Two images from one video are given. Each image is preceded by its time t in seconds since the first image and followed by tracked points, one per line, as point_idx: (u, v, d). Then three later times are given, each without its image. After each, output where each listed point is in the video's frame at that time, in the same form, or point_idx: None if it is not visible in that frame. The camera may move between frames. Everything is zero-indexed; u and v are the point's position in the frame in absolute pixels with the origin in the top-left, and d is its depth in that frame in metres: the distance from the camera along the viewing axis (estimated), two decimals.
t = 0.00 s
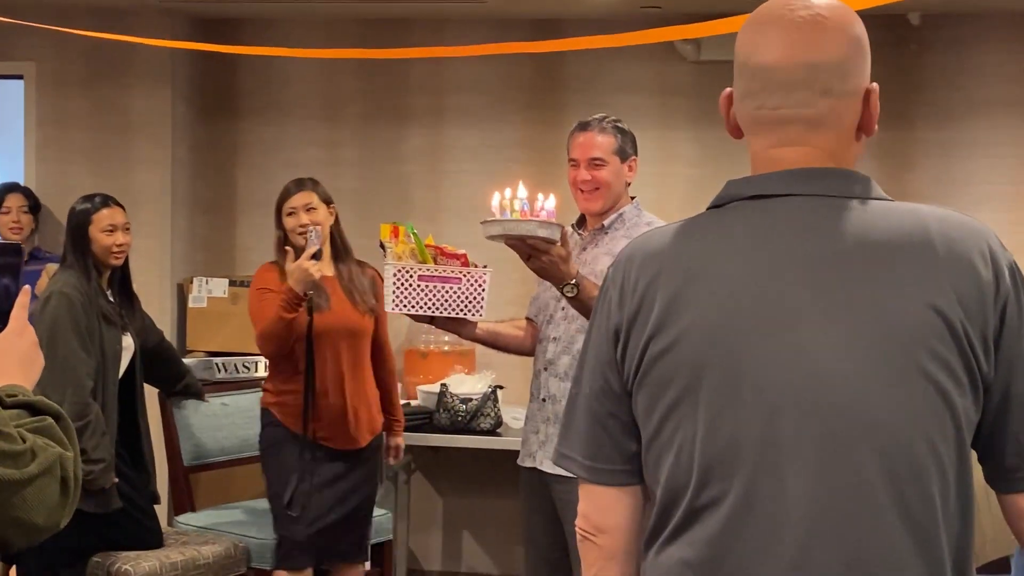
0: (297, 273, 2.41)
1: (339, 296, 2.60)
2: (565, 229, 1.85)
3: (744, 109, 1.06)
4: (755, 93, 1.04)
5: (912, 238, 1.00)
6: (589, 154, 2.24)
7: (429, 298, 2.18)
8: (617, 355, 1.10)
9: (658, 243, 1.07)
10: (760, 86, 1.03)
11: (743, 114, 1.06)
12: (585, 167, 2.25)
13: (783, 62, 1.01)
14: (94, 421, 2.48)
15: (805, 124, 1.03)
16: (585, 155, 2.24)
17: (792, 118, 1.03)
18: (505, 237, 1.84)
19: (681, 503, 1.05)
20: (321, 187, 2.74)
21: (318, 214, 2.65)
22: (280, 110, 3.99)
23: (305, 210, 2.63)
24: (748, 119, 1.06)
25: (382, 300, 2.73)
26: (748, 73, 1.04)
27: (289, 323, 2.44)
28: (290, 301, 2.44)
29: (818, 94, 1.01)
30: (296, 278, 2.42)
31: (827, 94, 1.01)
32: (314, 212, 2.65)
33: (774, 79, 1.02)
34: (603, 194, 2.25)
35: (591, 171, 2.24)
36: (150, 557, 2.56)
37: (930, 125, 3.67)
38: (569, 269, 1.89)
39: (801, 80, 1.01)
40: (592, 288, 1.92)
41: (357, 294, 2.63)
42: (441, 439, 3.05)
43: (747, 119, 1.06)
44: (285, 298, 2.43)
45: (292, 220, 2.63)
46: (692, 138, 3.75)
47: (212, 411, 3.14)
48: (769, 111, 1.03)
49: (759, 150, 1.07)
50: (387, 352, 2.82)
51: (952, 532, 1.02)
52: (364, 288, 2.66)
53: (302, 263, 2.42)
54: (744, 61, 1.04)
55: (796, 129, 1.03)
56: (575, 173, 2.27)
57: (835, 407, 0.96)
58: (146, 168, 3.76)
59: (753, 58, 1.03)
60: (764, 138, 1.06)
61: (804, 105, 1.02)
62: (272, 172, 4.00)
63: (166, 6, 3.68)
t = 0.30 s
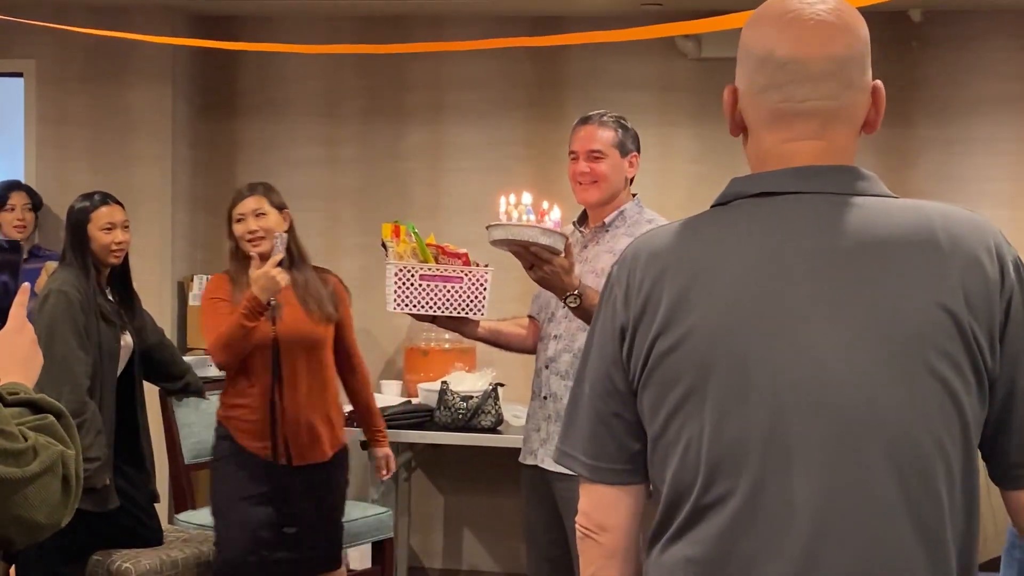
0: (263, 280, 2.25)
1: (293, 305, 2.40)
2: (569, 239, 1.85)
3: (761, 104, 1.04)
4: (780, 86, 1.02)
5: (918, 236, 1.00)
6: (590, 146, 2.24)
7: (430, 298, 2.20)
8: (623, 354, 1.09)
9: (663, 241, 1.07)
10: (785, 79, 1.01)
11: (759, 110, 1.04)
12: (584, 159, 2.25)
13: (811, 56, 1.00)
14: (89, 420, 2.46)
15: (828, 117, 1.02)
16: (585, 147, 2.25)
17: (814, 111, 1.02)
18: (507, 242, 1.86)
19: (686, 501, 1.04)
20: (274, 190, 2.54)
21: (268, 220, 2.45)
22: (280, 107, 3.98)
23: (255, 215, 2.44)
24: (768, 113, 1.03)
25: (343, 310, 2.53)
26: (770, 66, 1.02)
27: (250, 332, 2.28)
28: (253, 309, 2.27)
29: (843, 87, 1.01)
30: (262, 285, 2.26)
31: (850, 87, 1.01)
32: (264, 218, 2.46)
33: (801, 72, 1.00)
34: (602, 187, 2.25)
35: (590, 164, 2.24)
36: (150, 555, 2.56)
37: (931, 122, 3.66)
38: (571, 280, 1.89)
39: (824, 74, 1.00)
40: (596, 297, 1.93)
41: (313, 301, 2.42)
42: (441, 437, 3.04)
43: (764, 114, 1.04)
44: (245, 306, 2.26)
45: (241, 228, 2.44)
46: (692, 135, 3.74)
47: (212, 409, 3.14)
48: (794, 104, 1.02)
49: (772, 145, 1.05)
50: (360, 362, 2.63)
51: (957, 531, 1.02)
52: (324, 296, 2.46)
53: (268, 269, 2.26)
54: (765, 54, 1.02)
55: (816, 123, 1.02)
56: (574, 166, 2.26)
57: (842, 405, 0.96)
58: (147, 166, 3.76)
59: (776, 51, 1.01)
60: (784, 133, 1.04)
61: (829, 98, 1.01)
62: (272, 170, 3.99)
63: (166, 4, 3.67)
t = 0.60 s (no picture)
0: (228, 276, 2.13)
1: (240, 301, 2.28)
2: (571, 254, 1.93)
3: (766, 106, 1.04)
4: (784, 88, 1.02)
5: (921, 234, 1.00)
6: (577, 145, 2.27)
7: (435, 298, 2.21)
8: (627, 353, 1.10)
9: (667, 240, 1.07)
10: (790, 80, 1.01)
11: (764, 112, 1.04)
12: (573, 159, 2.28)
13: (815, 56, 1.00)
14: (92, 419, 2.50)
15: (833, 116, 1.02)
16: (574, 147, 2.28)
17: (819, 111, 1.02)
18: (510, 260, 1.93)
19: (692, 500, 1.05)
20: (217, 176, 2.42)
21: (207, 208, 2.33)
22: (284, 107, 3.98)
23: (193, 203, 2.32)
24: (773, 115, 1.03)
25: (295, 307, 2.42)
26: (775, 67, 1.02)
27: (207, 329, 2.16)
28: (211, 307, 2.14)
29: (846, 86, 1.01)
30: (225, 282, 2.14)
31: (855, 85, 1.02)
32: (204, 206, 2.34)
33: (805, 72, 1.01)
34: (589, 187, 2.26)
35: (578, 163, 2.27)
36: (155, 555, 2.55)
37: (935, 121, 3.66)
38: (577, 292, 1.97)
39: (828, 73, 1.01)
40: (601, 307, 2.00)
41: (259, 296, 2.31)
42: (445, 437, 3.05)
43: (769, 116, 1.04)
44: (205, 302, 2.13)
45: (178, 216, 2.32)
46: (696, 134, 3.74)
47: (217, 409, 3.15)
48: (800, 105, 1.02)
49: (777, 146, 1.05)
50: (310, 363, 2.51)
51: (961, 530, 1.02)
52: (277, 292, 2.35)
53: (234, 266, 2.14)
54: (770, 56, 1.02)
55: (820, 123, 1.02)
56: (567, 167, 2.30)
57: (845, 404, 0.96)
58: (151, 166, 3.76)
59: (780, 53, 1.01)
60: (790, 134, 1.04)
61: (834, 98, 1.01)
62: (275, 170, 4.00)
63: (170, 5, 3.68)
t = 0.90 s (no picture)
0: (193, 282, 2.04)
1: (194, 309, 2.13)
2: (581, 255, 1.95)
3: (782, 102, 1.03)
4: (801, 84, 1.01)
5: (935, 230, 1.00)
6: (575, 143, 2.30)
7: (447, 298, 2.25)
8: (640, 349, 1.10)
9: (679, 236, 1.07)
10: (806, 76, 1.01)
11: (780, 108, 1.04)
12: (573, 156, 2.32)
13: (832, 52, 1.00)
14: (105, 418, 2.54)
15: (849, 112, 1.02)
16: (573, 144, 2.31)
17: (836, 107, 1.02)
18: (519, 262, 1.96)
19: (705, 497, 1.04)
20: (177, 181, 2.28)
21: (164, 217, 2.19)
22: (293, 106, 3.99)
23: (148, 211, 2.18)
24: (789, 111, 1.03)
25: (259, 322, 2.29)
26: (791, 63, 1.01)
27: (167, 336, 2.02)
28: (170, 313, 2.01)
29: (862, 82, 1.01)
30: (190, 287, 2.04)
31: (871, 81, 1.01)
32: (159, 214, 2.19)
33: (822, 68, 1.00)
34: (588, 183, 2.28)
35: (576, 160, 2.29)
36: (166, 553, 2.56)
37: (944, 117, 3.64)
38: (588, 291, 1.97)
39: (844, 69, 1.00)
40: (611, 305, 2.00)
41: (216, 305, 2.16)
42: (456, 434, 3.04)
43: (786, 112, 1.03)
44: (165, 306, 2.01)
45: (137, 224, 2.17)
46: (704, 131, 3.74)
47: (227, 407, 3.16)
48: (816, 101, 1.02)
49: (793, 142, 1.04)
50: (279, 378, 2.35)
51: (978, 527, 1.01)
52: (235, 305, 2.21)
53: (200, 272, 2.05)
54: (786, 51, 1.01)
55: (836, 119, 1.02)
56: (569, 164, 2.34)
57: (859, 400, 0.96)
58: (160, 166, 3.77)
59: (797, 49, 1.01)
60: (806, 130, 1.03)
61: (850, 94, 1.01)
62: (284, 169, 4.00)
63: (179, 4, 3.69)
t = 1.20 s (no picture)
0: (165, 284, 1.98)
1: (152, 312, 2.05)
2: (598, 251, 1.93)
3: (811, 97, 1.02)
4: (830, 79, 1.00)
5: (965, 226, 0.98)
6: (593, 137, 2.30)
7: (463, 296, 2.24)
8: (663, 347, 1.09)
9: (704, 232, 1.06)
10: (837, 71, 0.99)
11: (809, 103, 1.02)
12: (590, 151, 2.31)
13: (863, 47, 0.98)
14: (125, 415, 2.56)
15: (878, 108, 1.01)
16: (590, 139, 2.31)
17: (865, 103, 1.00)
18: (536, 259, 1.96)
19: (730, 496, 1.04)
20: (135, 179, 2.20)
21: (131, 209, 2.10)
22: (309, 106, 4.00)
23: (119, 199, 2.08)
24: (818, 106, 1.02)
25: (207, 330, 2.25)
26: (821, 58, 1.00)
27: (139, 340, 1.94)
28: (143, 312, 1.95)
29: (891, 78, 1.00)
30: (160, 289, 1.98)
31: (900, 77, 1.00)
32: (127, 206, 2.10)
33: (854, 63, 0.99)
34: (603, 179, 2.27)
35: (593, 154, 2.28)
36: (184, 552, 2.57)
37: (964, 112, 3.61)
38: (605, 287, 1.96)
39: (874, 64, 0.99)
40: (629, 302, 1.98)
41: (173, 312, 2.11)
42: (473, 433, 3.04)
43: (814, 108, 1.02)
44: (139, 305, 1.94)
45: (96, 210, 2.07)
46: (722, 128, 3.72)
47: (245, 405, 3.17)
48: (846, 96, 1.00)
49: (820, 137, 1.03)
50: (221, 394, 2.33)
51: (1008, 527, 1.00)
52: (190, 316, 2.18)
53: (173, 275, 2.00)
54: (815, 46, 1.00)
55: (864, 115, 1.01)
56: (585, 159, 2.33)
57: (887, 398, 0.94)
58: (177, 166, 3.78)
59: (827, 44, 0.99)
60: (835, 125, 1.02)
61: (879, 90, 1.00)
62: (301, 169, 4.01)
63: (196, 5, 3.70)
